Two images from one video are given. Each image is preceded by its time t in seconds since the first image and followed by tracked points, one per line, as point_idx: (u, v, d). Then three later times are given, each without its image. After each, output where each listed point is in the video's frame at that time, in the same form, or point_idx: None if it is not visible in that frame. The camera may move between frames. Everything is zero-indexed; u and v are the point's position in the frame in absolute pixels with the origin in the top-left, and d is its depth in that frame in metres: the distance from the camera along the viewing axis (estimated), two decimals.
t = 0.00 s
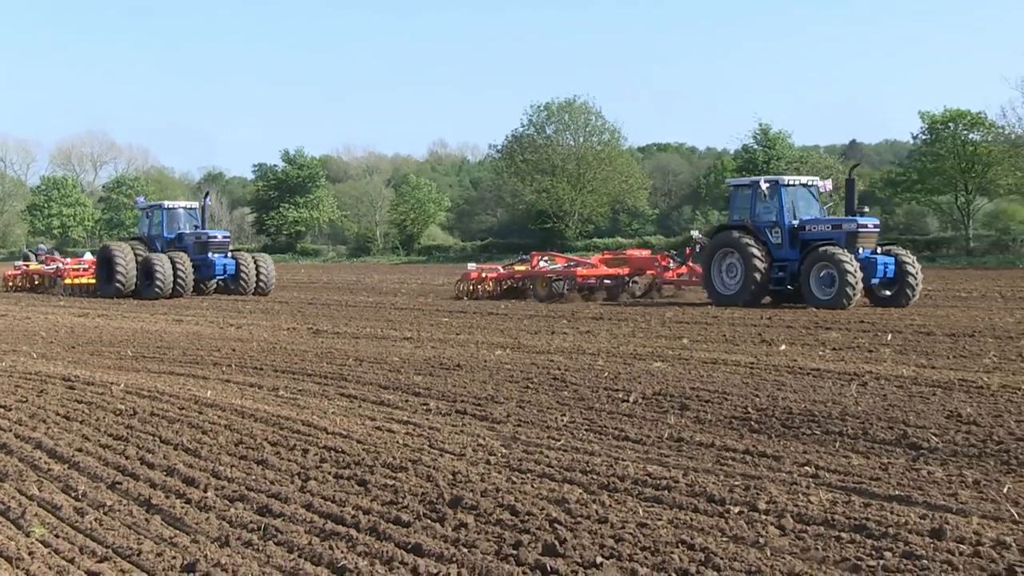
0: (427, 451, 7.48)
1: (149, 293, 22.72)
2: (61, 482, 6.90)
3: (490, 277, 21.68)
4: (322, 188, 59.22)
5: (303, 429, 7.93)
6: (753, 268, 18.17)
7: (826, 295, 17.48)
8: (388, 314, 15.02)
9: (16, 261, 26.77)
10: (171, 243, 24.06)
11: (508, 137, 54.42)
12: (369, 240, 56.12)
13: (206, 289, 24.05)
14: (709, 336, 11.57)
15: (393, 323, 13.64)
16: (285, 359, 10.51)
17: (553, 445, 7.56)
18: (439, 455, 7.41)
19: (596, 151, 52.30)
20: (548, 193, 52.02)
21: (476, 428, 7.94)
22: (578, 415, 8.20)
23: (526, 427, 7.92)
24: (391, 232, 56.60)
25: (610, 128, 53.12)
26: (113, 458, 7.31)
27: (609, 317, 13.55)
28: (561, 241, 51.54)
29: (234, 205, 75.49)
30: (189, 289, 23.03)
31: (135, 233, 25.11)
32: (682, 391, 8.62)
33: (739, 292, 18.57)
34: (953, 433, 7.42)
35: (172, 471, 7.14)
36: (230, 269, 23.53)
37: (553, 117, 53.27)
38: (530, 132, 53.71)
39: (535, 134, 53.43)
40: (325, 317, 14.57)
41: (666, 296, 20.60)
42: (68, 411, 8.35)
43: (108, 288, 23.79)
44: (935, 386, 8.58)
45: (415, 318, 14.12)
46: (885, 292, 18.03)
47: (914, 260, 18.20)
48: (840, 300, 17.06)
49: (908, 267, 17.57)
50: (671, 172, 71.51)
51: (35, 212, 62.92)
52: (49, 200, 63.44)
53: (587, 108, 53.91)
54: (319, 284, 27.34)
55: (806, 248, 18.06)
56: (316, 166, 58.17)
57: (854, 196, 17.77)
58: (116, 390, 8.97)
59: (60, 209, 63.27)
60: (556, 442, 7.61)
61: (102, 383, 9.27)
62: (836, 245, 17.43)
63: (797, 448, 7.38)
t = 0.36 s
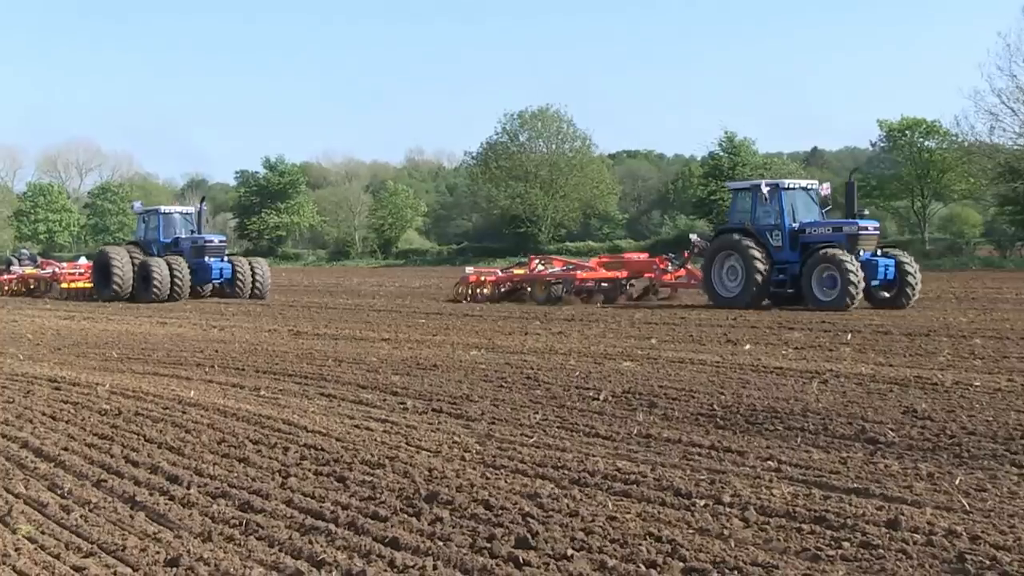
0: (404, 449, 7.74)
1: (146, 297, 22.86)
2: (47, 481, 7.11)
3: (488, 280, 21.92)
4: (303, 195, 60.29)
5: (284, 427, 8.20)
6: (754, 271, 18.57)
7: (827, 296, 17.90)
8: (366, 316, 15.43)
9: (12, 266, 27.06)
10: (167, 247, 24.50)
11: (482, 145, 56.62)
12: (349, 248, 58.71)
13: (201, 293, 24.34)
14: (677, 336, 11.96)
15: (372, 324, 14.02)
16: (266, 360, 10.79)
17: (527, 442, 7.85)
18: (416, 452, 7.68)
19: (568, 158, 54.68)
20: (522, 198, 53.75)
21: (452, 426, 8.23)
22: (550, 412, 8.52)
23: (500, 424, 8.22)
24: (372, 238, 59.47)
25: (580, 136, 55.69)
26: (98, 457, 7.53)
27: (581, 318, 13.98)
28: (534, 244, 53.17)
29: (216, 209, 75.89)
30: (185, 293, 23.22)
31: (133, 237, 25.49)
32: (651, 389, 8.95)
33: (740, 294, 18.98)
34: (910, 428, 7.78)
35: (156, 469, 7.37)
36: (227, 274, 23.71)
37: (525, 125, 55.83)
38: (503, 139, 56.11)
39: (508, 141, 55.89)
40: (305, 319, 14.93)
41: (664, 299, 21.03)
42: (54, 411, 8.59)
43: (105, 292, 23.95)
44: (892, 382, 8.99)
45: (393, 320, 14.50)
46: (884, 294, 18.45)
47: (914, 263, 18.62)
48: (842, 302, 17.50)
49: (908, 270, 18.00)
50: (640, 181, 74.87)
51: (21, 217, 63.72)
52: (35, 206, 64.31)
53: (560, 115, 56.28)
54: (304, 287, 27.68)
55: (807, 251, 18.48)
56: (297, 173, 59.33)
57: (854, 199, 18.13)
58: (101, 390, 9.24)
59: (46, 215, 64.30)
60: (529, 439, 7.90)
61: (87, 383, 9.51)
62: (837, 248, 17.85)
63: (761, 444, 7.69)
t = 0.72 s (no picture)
0: (380, 441, 8.02)
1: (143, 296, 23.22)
2: (33, 474, 7.35)
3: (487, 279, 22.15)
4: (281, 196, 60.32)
5: (263, 421, 8.47)
6: (755, 269, 18.88)
7: (827, 295, 18.22)
8: (345, 313, 15.83)
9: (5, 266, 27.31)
10: (162, 247, 24.82)
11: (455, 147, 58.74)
12: (327, 248, 60.87)
13: (196, 291, 24.72)
14: (644, 331, 12.39)
15: (348, 321, 14.43)
16: (247, 356, 11.08)
17: (500, 434, 8.14)
18: (392, 445, 7.95)
19: (539, 160, 57.09)
20: (494, 199, 56.24)
21: (427, 419, 8.52)
22: (522, 405, 8.83)
23: (473, 418, 8.52)
24: (349, 237, 61.24)
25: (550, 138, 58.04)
26: (83, 450, 7.78)
27: (551, 315, 14.44)
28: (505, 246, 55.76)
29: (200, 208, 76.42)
30: (181, 292, 23.56)
31: (128, 237, 25.73)
32: (620, 383, 9.30)
33: (740, 293, 19.27)
34: (867, 420, 8.12)
35: (139, 462, 7.63)
36: (222, 272, 24.15)
37: (498, 128, 57.96)
38: (476, 142, 58.29)
39: (481, 144, 58.00)
40: (285, 316, 15.30)
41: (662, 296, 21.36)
42: (39, 406, 8.84)
43: (100, 291, 24.21)
44: (851, 375, 9.37)
45: (369, 317, 14.91)
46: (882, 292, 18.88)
47: (913, 261, 19.03)
48: (843, 300, 17.81)
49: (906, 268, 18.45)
50: (608, 181, 77.00)
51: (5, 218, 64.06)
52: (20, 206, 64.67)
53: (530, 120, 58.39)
54: (288, 285, 28.00)
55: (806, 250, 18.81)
56: (275, 174, 59.17)
57: (854, 197, 18.39)
58: (85, 385, 9.51)
59: (30, 215, 64.25)
60: (502, 431, 8.20)
61: (72, 379, 9.77)
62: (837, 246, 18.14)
63: (725, 435, 8.00)
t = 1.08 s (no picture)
0: (361, 432, 8.31)
1: (143, 292, 23.51)
2: (24, 464, 7.61)
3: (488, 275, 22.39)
4: (264, 195, 60.42)
5: (248, 413, 8.77)
6: (758, 266, 19.15)
7: (831, 290, 18.47)
8: (327, 308, 16.22)
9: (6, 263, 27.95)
10: (162, 244, 25.12)
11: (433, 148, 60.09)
12: (309, 245, 62.12)
13: (195, 289, 25.05)
14: (616, 326, 12.89)
15: (329, 316, 14.85)
16: (232, 350, 11.42)
17: (477, 425, 8.45)
18: (373, 435, 8.25)
19: (514, 160, 58.58)
20: (471, 197, 57.65)
21: (406, 411, 8.84)
22: (498, 397, 9.18)
23: (451, 409, 8.85)
24: (331, 234, 62.23)
25: (525, 139, 59.48)
26: (72, 442, 8.05)
27: (526, 310, 14.93)
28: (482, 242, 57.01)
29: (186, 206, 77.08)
30: (180, 289, 23.82)
31: (127, 235, 26.09)
32: (592, 376, 9.67)
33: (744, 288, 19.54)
34: (830, 410, 8.45)
35: (127, 452, 7.89)
36: (220, 269, 24.56)
37: (475, 129, 59.23)
38: (453, 142, 59.48)
39: (458, 144, 59.21)
40: (268, 311, 15.68)
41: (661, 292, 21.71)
42: (29, 398, 9.12)
43: (100, 288, 24.61)
44: (815, 368, 9.75)
45: (350, 313, 15.34)
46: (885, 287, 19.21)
47: (914, 257, 19.39)
48: (847, 295, 18.09)
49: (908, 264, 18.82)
50: (581, 180, 78.19)
51: None
52: (9, 206, 65.48)
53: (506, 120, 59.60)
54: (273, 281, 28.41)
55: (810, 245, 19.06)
56: (258, 173, 59.22)
57: (857, 193, 18.62)
58: (74, 378, 9.80)
59: (20, 215, 65.56)
60: (479, 422, 8.51)
61: (61, 372, 10.07)
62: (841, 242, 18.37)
63: (694, 426, 8.30)
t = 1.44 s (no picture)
0: (343, 417, 8.59)
1: (144, 280, 24.10)
2: (14, 448, 7.85)
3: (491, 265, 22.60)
4: (249, 185, 60.87)
5: (233, 399, 9.05)
6: (764, 256, 19.49)
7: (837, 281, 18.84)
8: (311, 296, 16.55)
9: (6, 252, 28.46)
10: (162, 233, 25.64)
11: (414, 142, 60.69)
12: (292, 235, 62.62)
13: (194, 278, 25.55)
14: (590, 314, 13.41)
15: (312, 304, 15.20)
16: (218, 338, 11.73)
17: (456, 410, 8.74)
18: (354, 420, 8.53)
19: (492, 153, 59.17)
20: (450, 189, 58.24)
21: (387, 396, 9.15)
22: (476, 382, 9.52)
23: (430, 394, 9.16)
24: (314, 225, 62.63)
25: (503, 133, 60.00)
26: (62, 426, 8.30)
27: (503, 298, 15.37)
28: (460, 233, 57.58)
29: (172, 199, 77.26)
30: (180, 277, 24.36)
31: (128, 224, 26.60)
32: (566, 362, 10.05)
33: (749, 279, 19.89)
34: (797, 395, 8.78)
35: (115, 436, 8.13)
36: (220, 258, 25.10)
37: (453, 123, 59.71)
38: (433, 136, 59.89)
39: (438, 137, 59.63)
40: (253, 299, 16.00)
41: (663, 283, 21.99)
42: (19, 384, 9.37)
43: (101, 276, 25.19)
44: (782, 355, 10.14)
45: (333, 300, 15.70)
46: (889, 278, 19.59)
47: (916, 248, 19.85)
48: (853, 285, 18.47)
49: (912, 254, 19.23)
50: (557, 172, 78.81)
51: None
52: None
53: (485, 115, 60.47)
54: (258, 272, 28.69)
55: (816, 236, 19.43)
56: (243, 165, 59.61)
57: (861, 185, 19.06)
58: (63, 364, 10.07)
59: (10, 204, 65.64)
60: (458, 407, 8.81)
61: (50, 359, 10.34)
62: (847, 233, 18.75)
63: (665, 410, 8.61)
